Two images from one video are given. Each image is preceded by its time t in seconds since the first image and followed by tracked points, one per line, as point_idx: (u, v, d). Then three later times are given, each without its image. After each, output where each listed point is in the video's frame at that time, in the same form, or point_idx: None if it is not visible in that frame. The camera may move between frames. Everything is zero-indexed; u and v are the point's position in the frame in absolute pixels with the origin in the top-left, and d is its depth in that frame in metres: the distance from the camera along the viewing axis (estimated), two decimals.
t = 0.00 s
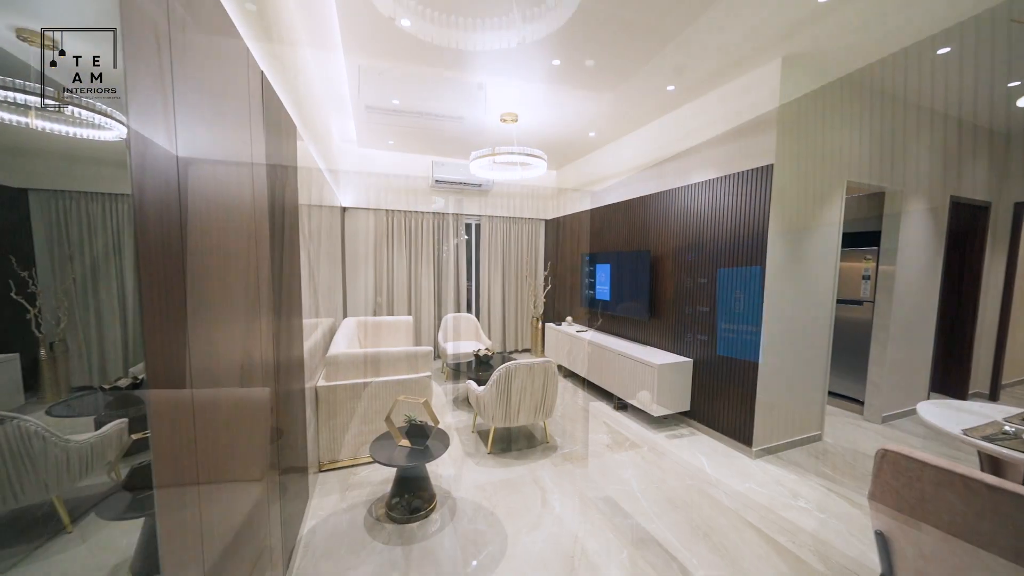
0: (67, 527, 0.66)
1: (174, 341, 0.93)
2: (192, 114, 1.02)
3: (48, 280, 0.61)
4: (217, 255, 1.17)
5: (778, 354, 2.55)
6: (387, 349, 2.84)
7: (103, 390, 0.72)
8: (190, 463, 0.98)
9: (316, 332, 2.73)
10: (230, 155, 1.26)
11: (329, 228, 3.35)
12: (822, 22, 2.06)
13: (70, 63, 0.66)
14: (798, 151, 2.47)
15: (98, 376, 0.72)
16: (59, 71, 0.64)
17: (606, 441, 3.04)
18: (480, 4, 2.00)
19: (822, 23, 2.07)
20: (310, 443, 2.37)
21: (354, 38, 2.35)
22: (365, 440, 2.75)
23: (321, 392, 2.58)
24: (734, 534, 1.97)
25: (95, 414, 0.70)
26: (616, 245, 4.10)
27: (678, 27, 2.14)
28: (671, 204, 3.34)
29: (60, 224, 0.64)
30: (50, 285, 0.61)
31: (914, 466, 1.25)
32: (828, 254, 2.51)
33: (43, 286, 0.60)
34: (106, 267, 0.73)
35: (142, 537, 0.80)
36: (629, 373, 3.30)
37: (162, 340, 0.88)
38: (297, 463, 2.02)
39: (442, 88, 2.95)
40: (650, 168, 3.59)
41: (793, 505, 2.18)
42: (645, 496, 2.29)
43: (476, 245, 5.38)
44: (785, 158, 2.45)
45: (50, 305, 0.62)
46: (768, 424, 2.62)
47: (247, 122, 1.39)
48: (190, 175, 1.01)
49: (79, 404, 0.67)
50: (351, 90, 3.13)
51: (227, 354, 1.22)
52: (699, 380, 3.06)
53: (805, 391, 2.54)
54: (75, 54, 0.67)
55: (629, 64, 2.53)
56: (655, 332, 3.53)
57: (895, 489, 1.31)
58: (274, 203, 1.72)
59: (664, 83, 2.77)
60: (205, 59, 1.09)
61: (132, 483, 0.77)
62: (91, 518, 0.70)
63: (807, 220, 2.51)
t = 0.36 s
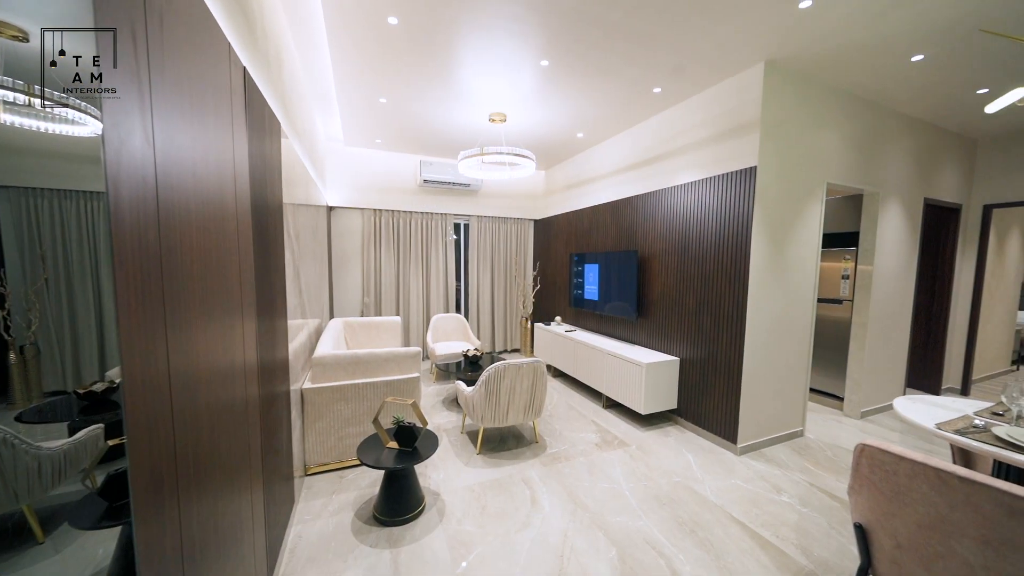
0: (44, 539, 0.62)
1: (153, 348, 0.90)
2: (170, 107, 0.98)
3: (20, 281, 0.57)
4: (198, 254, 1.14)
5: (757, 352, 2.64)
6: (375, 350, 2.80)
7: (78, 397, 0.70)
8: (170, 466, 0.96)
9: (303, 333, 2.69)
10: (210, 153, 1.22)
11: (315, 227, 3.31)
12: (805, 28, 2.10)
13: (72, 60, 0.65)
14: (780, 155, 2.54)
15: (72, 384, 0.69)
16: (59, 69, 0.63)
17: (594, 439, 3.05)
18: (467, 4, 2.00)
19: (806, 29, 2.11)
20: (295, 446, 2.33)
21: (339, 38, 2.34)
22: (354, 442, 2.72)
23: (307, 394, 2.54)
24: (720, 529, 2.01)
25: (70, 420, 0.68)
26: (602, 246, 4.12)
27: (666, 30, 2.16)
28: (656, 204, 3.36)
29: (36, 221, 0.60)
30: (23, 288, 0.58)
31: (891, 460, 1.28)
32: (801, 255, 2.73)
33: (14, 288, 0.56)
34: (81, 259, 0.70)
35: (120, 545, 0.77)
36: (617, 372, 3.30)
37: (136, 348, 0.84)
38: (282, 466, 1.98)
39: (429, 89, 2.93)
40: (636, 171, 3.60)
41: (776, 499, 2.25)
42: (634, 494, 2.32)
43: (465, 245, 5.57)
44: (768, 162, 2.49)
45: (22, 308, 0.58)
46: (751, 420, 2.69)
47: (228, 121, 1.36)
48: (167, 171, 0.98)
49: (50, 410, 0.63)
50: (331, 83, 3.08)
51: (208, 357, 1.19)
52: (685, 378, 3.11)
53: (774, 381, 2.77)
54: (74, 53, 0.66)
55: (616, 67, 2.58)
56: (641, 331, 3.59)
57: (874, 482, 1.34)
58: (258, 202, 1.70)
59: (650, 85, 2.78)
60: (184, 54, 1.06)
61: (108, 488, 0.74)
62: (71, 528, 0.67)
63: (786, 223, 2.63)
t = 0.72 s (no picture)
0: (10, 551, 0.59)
1: (129, 349, 0.87)
2: (151, 105, 0.98)
3: None
4: (175, 254, 1.10)
5: (741, 349, 2.70)
6: (360, 351, 2.76)
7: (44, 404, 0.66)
8: (146, 473, 0.93)
9: (286, 334, 2.64)
10: (188, 150, 1.18)
11: (299, 226, 3.25)
12: (787, 33, 2.15)
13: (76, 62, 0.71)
14: (763, 158, 2.60)
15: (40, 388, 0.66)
16: (60, 70, 0.68)
17: (582, 437, 3.07)
18: (454, 2, 1.99)
19: (787, 34, 2.15)
20: (279, 449, 2.29)
21: (323, 35, 2.30)
22: (340, 445, 2.67)
23: (291, 397, 2.49)
24: (705, 524, 2.04)
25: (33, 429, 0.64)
26: (590, 246, 4.14)
27: (652, 32, 2.18)
28: (642, 204, 3.40)
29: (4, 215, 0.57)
30: None
31: (868, 454, 1.31)
32: (783, 255, 2.80)
33: None
34: (53, 254, 0.69)
35: (91, 558, 0.74)
36: (604, 371, 3.33)
37: (118, 345, 0.83)
38: (265, 471, 1.94)
39: (416, 87, 2.91)
40: (623, 170, 3.63)
41: (760, 494, 2.29)
42: (623, 491, 2.34)
43: (453, 244, 5.55)
44: (751, 164, 2.55)
45: None
46: (734, 417, 2.75)
47: (207, 117, 1.32)
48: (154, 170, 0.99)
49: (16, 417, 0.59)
50: (315, 79, 3.03)
51: (188, 359, 1.15)
52: (671, 376, 3.15)
53: (757, 379, 2.83)
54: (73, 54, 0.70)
55: (603, 69, 2.59)
56: (628, 330, 3.62)
57: (851, 475, 1.37)
58: (238, 200, 1.66)
59: (636, 86, 2.81)
60: (160, 46, 1.03)
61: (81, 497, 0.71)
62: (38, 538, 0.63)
63: (768, 224, 2.69)
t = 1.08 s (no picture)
0: None
1: (100, 351, 0.84)
2: (131, 102, 0.97)
3: None
4: (149, 252, 1.06)
5: (725, 347, 2.76)
6: (346, 352, 2.72)
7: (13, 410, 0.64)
8: (117, 483, 0.89)
9: (269, 335, 2.58)
10: (164, 145, 1.14)
11: (283, 225, 3.19)
12: (768, 38, 2.19)
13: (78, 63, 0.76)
14: (745, 159, 2.65)
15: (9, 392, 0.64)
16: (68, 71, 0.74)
17: (571, 436, 3.09)
18: (440, 0, 1.98)
19: (769, 38, 2.20)
20: (262, 453, 2.24)
21: (306, 31, 2.26)
22: (325, 448, 2.63)
23: (274, 399, 2.44)
24: (690, 520, 2.07)
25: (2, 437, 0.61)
26: (577, 246, 4.17)
27: (638, 34, 2.20)
28: (628, 205, 3.44)
29: None
30: None
31: (845, 448, 1.35)
32: (765, 255, 2.86)
33: None
34: (17, 249, 0.66)
35: (63, 566, 0.72)
36: (591, 370, 3.36)
37: (88, 346, 0.80)
38: (247, 475, 1.89)
39: (403, 84, 2.89)
40: (610, 171, 3.67)
41: (743, 489, 2.34)
42: (610, 488, 2.37)
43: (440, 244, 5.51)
44: (734, 165, 2.60)
45: None
46: (718, 413, 2.81)
47: (184, 114, 1.28)
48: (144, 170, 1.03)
49: None
50: (298, 75, 2.97)
51: (164, 362, 1.12)
52: (657, 374, 3.20)
53: (739, 377, 2.89)
54: (73, 54, 0.76)
55: (590, 69, 2.61)
56: (615, 329, 3.66)
57: (830, 470, 1.41)
58: (217, 199, 1.61)
59: (623, 87, 2.84)
60: (136, 39, 1.00)
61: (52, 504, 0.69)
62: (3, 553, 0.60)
63: (751, 224, 2.75)
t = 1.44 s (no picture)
0: None
1: (69, 352, 0.81)
2: (125, 99, 1.04)
3: None
4: (124, 254, 1.03)
5: (709, 345, 2.81)
6: (331, 354, 2.68)
7: None
8: (88, 491, 0.85)
9: (250, 336, 2.52)
10: (137, 141, 1.10)
11: (265, 224, 3.12)
12: (749, 43, 2.25)
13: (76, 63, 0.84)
14: (728, 161, 2.71)
15: None
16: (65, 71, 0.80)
17: (559, 435, 3.10)
18: None
19: (750, 43, 2.25)
20: (243, 458, 2.18)
21: (288, 26, 2.21)
22: (310, 451, 2.58)
23: (256, 402, 2.38)
24: (676, 515, 2.11)
25: None
26: (564, 246, 4.20)
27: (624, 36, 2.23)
28: (615, 205, 3.47)
29: None
30: None
31: (823, 442, 1.39)
32: (747, 255, 2.93)
33: None
34: None
35: None
36: (579, 369, 3.38)
37: (55, 348, 0.77)
38: (227, 481, 1.84)
39: (389, 82, 2.86)
40: (597, 171, 3.71)
41: (727, 484, 2.39)
42: (597, 485, 2.39)
43: (428, 244, 5.47)
44: (718, 167, 2.65)
45: None
46: (702, 410, 2.86)
47: (160, 109, 1.25)
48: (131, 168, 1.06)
49: None
50: (279, 71, 2.91)
51: (140, 365, 1.09)
52: (643, 373, 3.23)
53: (723, 374, 2.95)
54: (72, 55, 0.83)
55: (576, 70, 2.62)
56: (602, 328, 3.70)
57: (808, 464, 1.45)
58: (195, 197, 1.56)
59: (609, 88, 2.87)
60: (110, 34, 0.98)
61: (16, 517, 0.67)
62: None
63: (733, 225, 2.81)
